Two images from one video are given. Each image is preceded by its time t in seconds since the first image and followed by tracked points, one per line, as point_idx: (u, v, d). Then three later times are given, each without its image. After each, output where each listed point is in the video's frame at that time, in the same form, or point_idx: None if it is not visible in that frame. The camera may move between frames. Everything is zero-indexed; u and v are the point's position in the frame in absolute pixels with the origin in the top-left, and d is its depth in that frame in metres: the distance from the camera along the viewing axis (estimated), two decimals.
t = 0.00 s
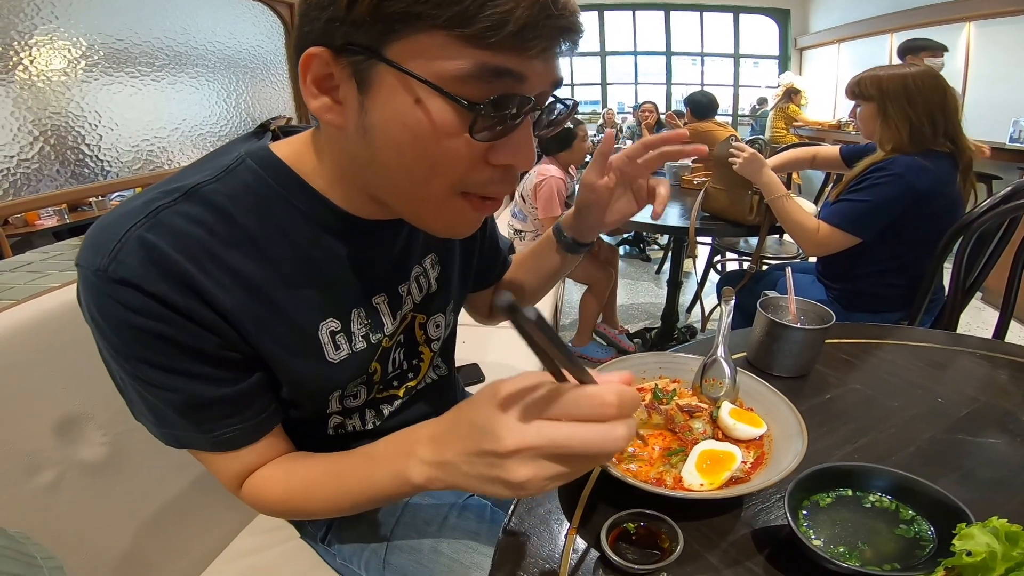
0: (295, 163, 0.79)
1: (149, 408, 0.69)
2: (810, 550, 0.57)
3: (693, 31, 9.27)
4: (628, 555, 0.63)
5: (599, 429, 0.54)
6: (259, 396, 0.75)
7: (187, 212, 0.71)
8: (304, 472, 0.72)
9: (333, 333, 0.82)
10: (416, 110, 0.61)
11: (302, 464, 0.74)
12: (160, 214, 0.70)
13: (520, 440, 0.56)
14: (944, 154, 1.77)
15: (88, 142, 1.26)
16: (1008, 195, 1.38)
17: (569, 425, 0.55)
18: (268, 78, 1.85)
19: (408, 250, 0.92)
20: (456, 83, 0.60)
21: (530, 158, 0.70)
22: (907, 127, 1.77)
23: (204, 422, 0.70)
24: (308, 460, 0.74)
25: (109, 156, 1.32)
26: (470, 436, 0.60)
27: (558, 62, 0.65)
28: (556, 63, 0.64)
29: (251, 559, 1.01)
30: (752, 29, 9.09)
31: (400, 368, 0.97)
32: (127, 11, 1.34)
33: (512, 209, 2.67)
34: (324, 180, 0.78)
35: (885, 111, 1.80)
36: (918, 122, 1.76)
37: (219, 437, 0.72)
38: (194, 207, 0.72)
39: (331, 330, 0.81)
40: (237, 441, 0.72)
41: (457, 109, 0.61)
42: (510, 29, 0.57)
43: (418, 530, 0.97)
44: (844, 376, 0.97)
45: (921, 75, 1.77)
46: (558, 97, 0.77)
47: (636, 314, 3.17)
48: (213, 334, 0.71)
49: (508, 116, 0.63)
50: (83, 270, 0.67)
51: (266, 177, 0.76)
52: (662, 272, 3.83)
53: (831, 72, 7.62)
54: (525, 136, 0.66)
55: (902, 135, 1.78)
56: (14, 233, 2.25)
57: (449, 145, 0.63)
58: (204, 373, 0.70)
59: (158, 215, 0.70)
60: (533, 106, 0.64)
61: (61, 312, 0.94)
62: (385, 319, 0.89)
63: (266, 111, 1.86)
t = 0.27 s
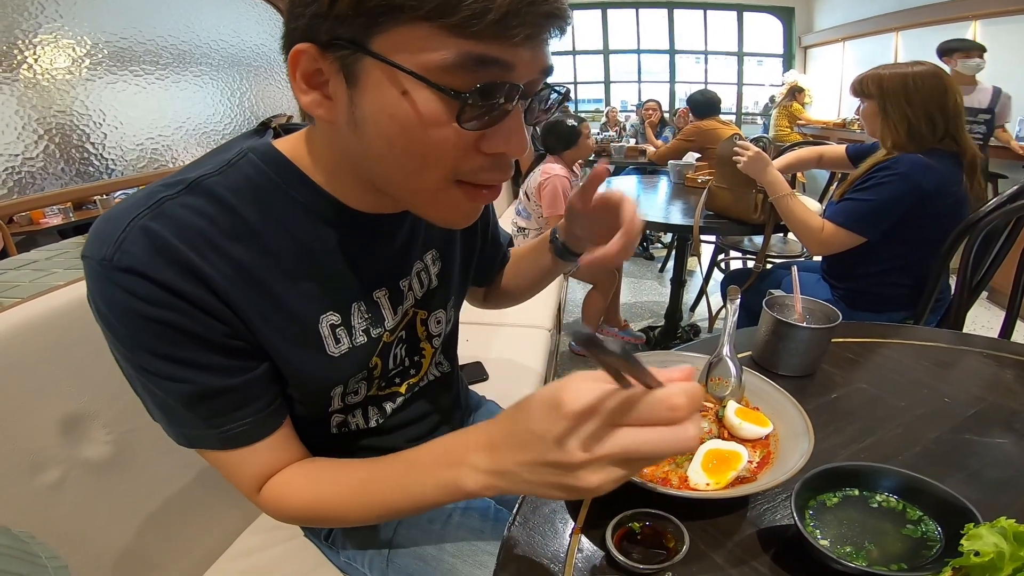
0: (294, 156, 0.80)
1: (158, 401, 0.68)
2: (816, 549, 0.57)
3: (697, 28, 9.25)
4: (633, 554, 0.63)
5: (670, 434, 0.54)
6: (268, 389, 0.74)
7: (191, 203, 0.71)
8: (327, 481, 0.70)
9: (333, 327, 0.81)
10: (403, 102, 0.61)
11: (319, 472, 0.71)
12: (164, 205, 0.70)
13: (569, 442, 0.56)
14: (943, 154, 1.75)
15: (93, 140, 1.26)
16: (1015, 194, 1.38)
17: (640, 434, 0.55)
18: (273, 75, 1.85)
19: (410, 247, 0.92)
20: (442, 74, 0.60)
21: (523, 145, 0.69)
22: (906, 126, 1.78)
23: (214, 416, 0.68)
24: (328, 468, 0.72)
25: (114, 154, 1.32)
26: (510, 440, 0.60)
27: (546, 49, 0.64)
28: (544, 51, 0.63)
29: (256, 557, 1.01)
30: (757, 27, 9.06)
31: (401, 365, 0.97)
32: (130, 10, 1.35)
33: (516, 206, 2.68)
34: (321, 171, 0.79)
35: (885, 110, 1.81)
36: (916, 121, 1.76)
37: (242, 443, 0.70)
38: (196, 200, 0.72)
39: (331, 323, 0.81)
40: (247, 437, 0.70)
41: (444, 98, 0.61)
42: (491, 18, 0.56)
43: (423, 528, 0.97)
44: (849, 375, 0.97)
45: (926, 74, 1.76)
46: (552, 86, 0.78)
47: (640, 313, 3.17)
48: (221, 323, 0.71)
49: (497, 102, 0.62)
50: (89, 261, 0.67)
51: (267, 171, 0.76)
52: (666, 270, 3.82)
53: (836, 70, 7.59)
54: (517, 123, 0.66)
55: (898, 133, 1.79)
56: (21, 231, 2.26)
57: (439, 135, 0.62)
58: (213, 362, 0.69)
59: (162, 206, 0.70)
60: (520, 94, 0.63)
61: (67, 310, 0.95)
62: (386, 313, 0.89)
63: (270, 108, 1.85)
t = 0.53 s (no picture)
0: (295, 155, 0.80)
1: (165, 400, 0.67)
2: (816, 548, 0.57)
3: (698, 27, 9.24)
4: (632, 551, 0.64)
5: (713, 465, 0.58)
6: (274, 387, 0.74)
7: (197, 201, 0.72)
8: (348, 485, 0.70)
9: (338, 325, 0.82)
10: (402, 98, 0.61)
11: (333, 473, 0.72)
12: (171, 203, 0.70)
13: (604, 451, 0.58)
14: (943, 153, 1.75)
15: (96, 140, 1.27)
16: (1016, 193, 1.37)
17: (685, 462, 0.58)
18: (274, 75, 1.85)
19: (414, 246, 0.93)
20: (441, 70, 0.60)
21: (522, 138, 0.69)
22: (901, 125, 1.79)
23: (224, 416, 0.68)
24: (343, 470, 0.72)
25: (116, 153, 1.33)
26: (539, 449, 0.61)
27: (544, 43, 0.65)
28: (542, 46, 0.64)
29: (258, 555, 1.01)
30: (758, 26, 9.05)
31: (403, 362, 0.97)
32: (132, 11, 1.35)
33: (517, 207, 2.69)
34: (321, 169, 0.79)
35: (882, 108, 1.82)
36: (910, 120, 1.77)
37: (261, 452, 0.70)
38: (202, 198, 0.72)
39: (336, 322, 0.81)
40: (254, 435, 0.70)
41: (443, 94, 0.61)
42: (487, 11, 0.57)
43: (424, 527, 0.97)
44: (850, 374, 0.97)
45: (926, 73, 1.76)
46: (552, 83, 0.79)
47: (641, 312, 3.17)
48: (227, 319, 0.71)
49: (495, 97, 0.62)
50: (96, 258, 0.66)
51: (272, 169, 0.76)
52: (667, 269, 3.82)
53: (837, 69, 7.59)
54: (516, 117, 0.66)
55: (892, 132, 1.81)
56: (24, 230, 2.26)
57: (439, 130, 0.63)
58: (219, 359, 0.69)
59: (170, 203, 0.70)
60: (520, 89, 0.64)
61: (70, 309, 0.95)
62: (389, 311, 0.90)
63: (272, 108, 1.86)
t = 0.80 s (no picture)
0: (303, 153, 0.80)
1: (171, 398, 0.66)
2: (816, 547, 0.57)
3: (698, 27, 9.23)
4: (632, 551, 0.64)
5: (721, 469, 0.59)
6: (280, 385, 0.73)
7: (205, 198, 0.71)
8: (354, 484, 0.70)
9: (343, 324, 0.82)
10: (410, 96, 0.61)
11: (338, 471, 0.72)
12: (178, 200, 0.70)
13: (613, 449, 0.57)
14: (944, 151, 1.75)
15: (96, 140, 1.27)
16: (1016, 192, 1.37)
17: (695, 467, 0.59)
18: (273, 75, 1.86)
19: (419, 246, 0.93)
20: (449, 68, 0.60)
21: (530, 136, 0.69)
22: (900, 124, 1.79)
23: (229, 415, 0.67)
24: (348, 470, 0.72)
25: (117, 153, 1.33)
26: (552, 450, 0.61)
27: (551, 42, 0.65)
28: (549, 45, 0.64)
29: (258, 554, 1.01)
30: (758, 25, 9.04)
31: (406, 362, 0.97)
32: (134, 11, 1.35)
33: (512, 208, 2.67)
34: (329, 167, 0.79)
35: (882, 108, 1.83)
36: (909, 119, 1.77)
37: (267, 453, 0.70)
38: (208, 195, 0.72)
39: (341, 320, 0.82)
40: (259, 433, 0.69)
41: (451, 92, 0.61)
42: (495, 10, 0.57)
43: (424, 527, 0.97)
44: (850, 374, 0.97)
45: (927, 72, 1.76)
46: (557, 82, 0.79)
47: (641, 311, 3.17)
48: (234, 317, 0.70)
49: (503, 97, 0.62)
50: (102, 255, 0.66)
51: (278, 166, 0.77)
52: (667, 269, 3.82)
53: (837, 69, 7.58)
54: (524, 115, 0.66)
55: (890, 130, 1.82)
56: (24, 229, 2.26)
57: (448, 128, 0.63)
58: (227, 357, 0.68)
59: (176, 200, 0.70)
60: (527, 87, 0.64)
61: (69, 308, 0.95)
62: (394, 310, 0.90)
63: (272, 108, 1.86)
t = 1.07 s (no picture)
0: (312, 152, 0.81)
1: (181, 393, 0.66)
2: (816, 547, 0.57)
3: (699, 28, 9.24)
4: (634, 551, 0.64)
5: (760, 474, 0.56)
6: (291, 380, 0.73)
7: (216, 193, 0.72)
8: (373, 487, 0.69)
9: (351, 322, 0.82)
10: (418, 95, 0.61)
11: (357, 474, 0.71)
12: (189, 195, 0.70)
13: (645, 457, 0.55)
14: (943, 151, 1.75)
15: (98, 139, 1.27)
16: (1016, 193, 1.37)
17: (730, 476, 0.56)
18: (274, 75, 1.86)
19: (426, 247, 0.94)
20: (456, 66, 0.60)
21: (538, 134, 0.69)
22: (899, 124, 1.80)
23: (242, 410, 0.67)
24: (368, 470, 0.72)
25: (119, 153, 1.33)
26: (561, 449, 0.61)
27: (557, 40, 0.65)
28: (555, 43, 0.65)
29: (260, 554, 1.02)
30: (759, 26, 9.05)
31: (415, 363, 0.97)
32: (135, 10, 1.35)
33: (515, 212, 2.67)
34: (338, 167, 0.79)
35: (881, 108, 1.83)
36: (908, 119, 1.77)
37: (283, 453, 0.69)
38: (218, 190, 0.72)
39: (349, 318, 0.82)
40: (273, 430, 0.69)
41: (458, 91, 0.61)
42: (502, 7, 0.57)
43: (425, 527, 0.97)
44: (851, 374, 0.97)
45: (926, 73, 1.76)
46: (563, 82, 0.79)
47: (642, 312, 3.17)
48: (246, 310, 0.70)
49: (509, 96, 0.63)
50: (113, 248, 0.65)
51: (287, 163, 0.77)
52: (667, 269, 3.82)
53: (838, 69, 7.58)
54: (530, 114, 0.66)
55: (889, 130, 1.82)
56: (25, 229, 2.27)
57: (455, 127, 0.63)
58: (238, 350, 0.68)
59: (188, 195, 0.70)
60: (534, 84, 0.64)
61: (71, 308, 0.95)
62: (401, 310, 0.90)
63: (273, 109, 1.87)
